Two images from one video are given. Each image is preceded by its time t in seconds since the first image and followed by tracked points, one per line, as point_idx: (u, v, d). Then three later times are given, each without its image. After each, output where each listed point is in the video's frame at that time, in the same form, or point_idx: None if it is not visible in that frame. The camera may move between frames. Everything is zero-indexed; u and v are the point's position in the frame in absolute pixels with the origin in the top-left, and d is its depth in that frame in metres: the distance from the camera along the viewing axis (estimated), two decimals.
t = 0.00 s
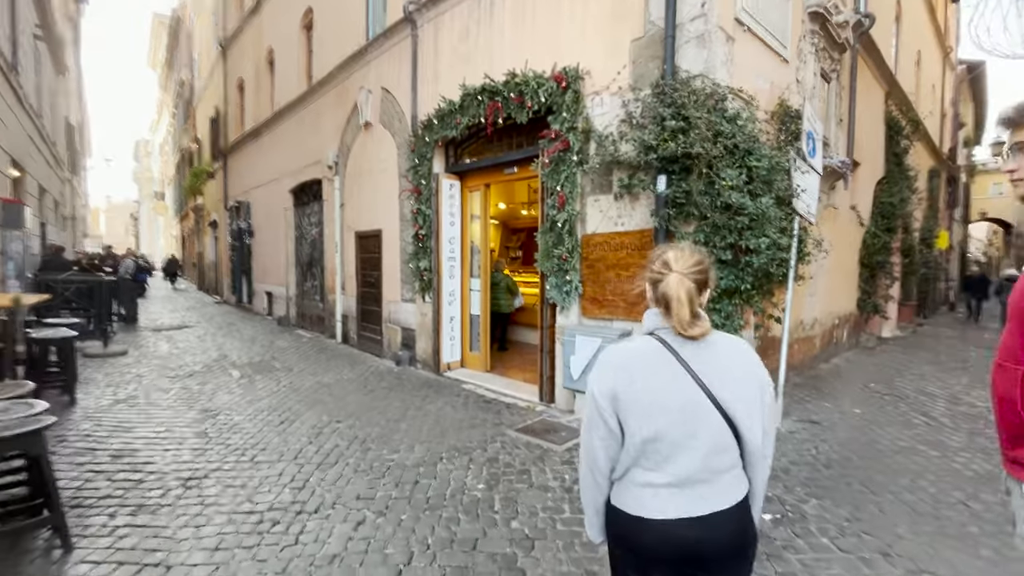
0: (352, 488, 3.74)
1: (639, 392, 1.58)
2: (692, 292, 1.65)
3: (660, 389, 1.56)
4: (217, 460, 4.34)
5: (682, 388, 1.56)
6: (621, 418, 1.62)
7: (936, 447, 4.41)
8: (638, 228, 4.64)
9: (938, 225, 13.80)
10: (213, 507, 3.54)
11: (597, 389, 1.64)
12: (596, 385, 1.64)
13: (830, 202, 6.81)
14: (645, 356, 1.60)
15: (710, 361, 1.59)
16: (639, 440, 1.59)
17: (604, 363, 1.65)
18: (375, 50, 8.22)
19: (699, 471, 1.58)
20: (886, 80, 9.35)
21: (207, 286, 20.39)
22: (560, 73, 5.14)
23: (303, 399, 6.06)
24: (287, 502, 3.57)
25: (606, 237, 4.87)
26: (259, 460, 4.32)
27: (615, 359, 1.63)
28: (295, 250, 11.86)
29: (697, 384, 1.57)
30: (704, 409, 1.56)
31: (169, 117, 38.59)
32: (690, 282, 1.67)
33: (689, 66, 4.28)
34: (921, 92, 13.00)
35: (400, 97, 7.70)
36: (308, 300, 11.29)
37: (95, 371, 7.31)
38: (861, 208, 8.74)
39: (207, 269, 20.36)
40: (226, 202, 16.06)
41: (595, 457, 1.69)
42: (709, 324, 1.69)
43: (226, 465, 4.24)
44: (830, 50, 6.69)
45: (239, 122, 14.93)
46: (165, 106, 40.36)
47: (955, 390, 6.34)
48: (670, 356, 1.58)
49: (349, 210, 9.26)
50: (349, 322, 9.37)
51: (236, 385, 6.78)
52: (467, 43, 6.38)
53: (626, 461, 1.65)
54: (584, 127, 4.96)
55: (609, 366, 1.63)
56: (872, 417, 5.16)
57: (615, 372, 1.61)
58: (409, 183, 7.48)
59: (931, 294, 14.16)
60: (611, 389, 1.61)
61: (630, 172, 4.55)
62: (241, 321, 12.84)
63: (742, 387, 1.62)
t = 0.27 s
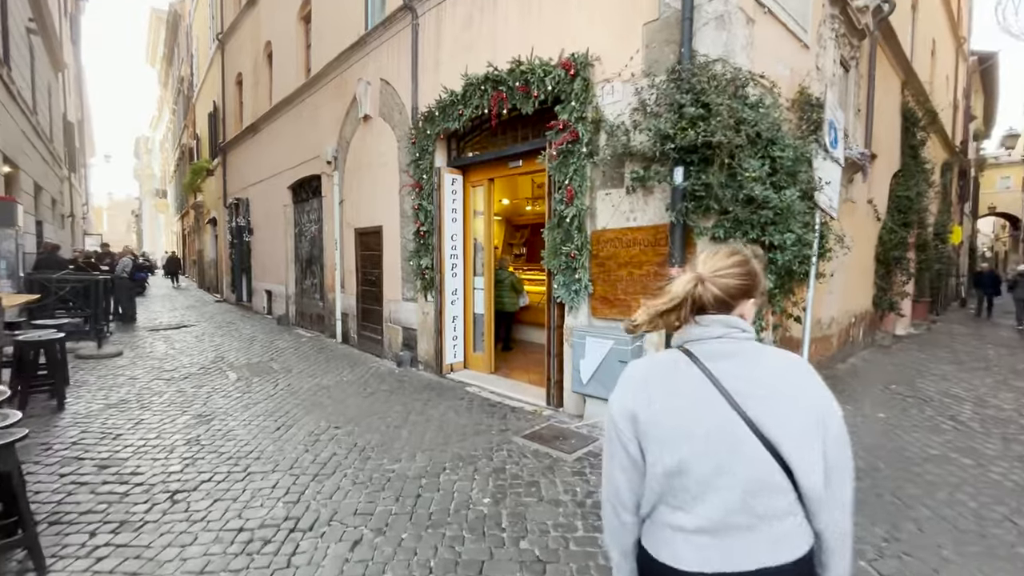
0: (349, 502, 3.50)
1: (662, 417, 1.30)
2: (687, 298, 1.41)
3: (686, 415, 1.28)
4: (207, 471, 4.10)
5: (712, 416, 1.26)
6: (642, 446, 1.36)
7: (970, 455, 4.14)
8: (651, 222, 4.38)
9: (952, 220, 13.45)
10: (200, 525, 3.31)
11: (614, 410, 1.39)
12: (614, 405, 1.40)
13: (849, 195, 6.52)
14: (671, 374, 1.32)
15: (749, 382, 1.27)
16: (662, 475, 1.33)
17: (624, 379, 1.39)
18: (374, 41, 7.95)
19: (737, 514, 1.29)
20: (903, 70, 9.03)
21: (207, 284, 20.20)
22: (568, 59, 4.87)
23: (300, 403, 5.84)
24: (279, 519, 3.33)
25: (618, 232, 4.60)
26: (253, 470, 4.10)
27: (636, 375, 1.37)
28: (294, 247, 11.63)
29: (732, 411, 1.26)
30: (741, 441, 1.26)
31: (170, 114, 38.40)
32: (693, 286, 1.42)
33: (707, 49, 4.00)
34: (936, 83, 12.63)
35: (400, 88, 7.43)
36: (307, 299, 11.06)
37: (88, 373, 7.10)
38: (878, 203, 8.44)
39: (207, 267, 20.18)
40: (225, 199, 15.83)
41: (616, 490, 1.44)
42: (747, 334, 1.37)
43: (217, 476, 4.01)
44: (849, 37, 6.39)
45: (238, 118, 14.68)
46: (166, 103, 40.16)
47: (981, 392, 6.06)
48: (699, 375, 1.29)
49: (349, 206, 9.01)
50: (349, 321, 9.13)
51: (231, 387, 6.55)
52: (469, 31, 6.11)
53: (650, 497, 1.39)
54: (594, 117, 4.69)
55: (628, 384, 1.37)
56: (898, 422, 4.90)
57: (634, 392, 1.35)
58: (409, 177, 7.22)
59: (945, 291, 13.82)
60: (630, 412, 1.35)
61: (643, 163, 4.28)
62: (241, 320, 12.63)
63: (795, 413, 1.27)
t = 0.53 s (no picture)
0: (345, 518, 3.26)
1: (710, 432, 1.04)
2: (753, 298, 1.11)
3: (736, 431, 1.01)
4: (196, 481, 3.87)
5: (776, 439, 0.97)
6: (687, 468, 1.10)
7: (1011, 465, 3.86)
8: (667, 217, 4.11)
9: (969, 216, 13.08)
10: (185, 542, 3.07)
11: (660, 423, 1.16)
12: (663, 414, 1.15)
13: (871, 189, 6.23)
14: (729, 381, 1.05)
15: (829, 400, 0.95)
16: (709, 507, 1.06)
17: (680, 384, 1.14)
18: (374, 32, 7.71)
19: (806, 570, 0.97)
20: (923, 59, 8.70)
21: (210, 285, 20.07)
22: (577, 44, 4.60)
23: (298, 407, 5.61)
24: (270, 536, 3.09)
25: (630, 228, 4.35)
26: (244, 481, 3.86)
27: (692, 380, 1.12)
28: (295, 246, 11.43)
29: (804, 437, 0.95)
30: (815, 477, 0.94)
31: (173, 114, 38.34)
32: (762, 282, 1.12)
33: (727, 29, 3.72)
34: (953, 74, 12.26)
35: (401, 80, 7.19)
36: (308, 298, 10.85)
37: (83, 375, 6.92)
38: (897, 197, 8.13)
39: (209, 266, 20.05)
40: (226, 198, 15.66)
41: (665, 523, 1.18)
42: (835, 343, 1.03)
43: (207, 487, 3.78)
44: (871, 22, 6.08)
45: (238, 115, 14.48)
46: (169, 102, 40.12)
47: (1012, 395, 5.75)
48: (764, 385, 1.01)
49: (350, 203, 8.77)
50: (351, 321, 8.91)
51: (227, 390, 6.33)
52: (472, 19, 5.85)
53: (698, 532, 1.11)
54: (605, 105, 4.42)
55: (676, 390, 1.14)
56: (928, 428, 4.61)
57: (685, 400, 1.10)
58: (411, 172, 6.97)
59: (962, 289, 13.46)
60: (678, 424, 1.10)
61: (659, 153, 4.01)
62: (241, 320, 12.46)
63: (900, 446, 0.92)
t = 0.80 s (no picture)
0: (338, 541, 3.01)
1: (838, 482, 0.85)
2: (911, 315, 0.87)
3: (872, 488, 0.81)
4: (181, 497, 3.62)
5: (923, 500, 0.77)
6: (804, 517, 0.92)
7: None
8: (683, 213, 3.85)
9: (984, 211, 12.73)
10: (163, 570, 2.82)
11: (773, 456, 0.99)
12: (773, 448, 0.99)
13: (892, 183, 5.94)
14: (866, 419, 0.85)
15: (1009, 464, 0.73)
16: (822, 567, 0.88)
17: (802, 412, 0.96)
18: (372, 24, 7.44)
19: None
20: (940, 49, 8.38)
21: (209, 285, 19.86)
22: (585, 30, 4.33)
23: (293, 413, 5.37)
24: (256, 562, 2.84)
25: (642, 224, 4.09)
26: (231, 497, 3.61)
27: (809, 411, 0.95)
28: (294, 245, 11.19)
29: (960, 494, 0.75)
30: (977, 556, 0.73)
31: (173, 113, 38.13)
32: (924, 295, 0.88)
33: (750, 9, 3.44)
34: (968, 66, 11.92)
35: (400, 73, 6.92)
36: (307, 299, 10.61)
37: (72, 381, 6.68)
38: (915, 192, 7.83)
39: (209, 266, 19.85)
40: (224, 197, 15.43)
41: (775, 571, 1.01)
42: None
43: (192, 504, 3.53)
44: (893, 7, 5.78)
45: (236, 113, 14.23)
46: (169, 101, 39.93)
47: None
48: (910, 428, 0.81)
49: (348, 201, 8.52)
50: (350, 322, 8.67)
51: (221, 396, 6.09)
52: (474, 6, 5.57)
53: None
54: (615, 94, 4.15)
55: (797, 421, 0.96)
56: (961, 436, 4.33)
57: (800, 432, 0.93)
58: (410, 168, 6.71)
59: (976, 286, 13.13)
60: (790, 459, 0.93)
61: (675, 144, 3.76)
62: (239, 321, 12.23)
63: None
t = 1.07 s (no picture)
0: (326, 565, 2.73)
1: None
2: None
3: None
4: (158, 515, 3.34)
5: None
6: None
7: None
8: (698, 207, 3.59)
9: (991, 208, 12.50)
10: None
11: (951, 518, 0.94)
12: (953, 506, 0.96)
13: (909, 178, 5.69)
14: None
15: None
16: None
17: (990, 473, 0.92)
18: (366, 12, 7.14)
19: None
20: (952, 41, 8.14)
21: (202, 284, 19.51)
22: (592, 12, 4.06)
23: (283, 420, 5.09)
24: None
25: (653, 219, 3.84)
26: (211, 515, 3.32)
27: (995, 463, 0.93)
28: (287, 243, 10.89)
29: None
30: None
31: (166, 111, 37.66)
32: None
33: None
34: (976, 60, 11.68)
35: (395, 63, 6.64)
36: (301, 299, 10.32)
37: (52, 385, 6.38)
38: (926, 187, 7.60)
39: (202, 266, 19.50)
40: (217, 195, 15.10)
41: None
42: None
43: (168, 523, 3.25)
44: None
45: (227, 109, 13.90)
46: (162, 99, 39.46)
47: None
48: None
49: (342, 198, 8.23)
50: (344, 323, 8.38)
51: (208, 401, 5.81)
52: None
53: None
54: (624, 80, 3.89)
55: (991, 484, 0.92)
56: (990, 443, 4.09)
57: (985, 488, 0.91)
58: (406, 162, 6.43)
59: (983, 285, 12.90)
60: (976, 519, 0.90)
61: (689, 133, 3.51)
62: (231, 322, 11.92)
63: None
